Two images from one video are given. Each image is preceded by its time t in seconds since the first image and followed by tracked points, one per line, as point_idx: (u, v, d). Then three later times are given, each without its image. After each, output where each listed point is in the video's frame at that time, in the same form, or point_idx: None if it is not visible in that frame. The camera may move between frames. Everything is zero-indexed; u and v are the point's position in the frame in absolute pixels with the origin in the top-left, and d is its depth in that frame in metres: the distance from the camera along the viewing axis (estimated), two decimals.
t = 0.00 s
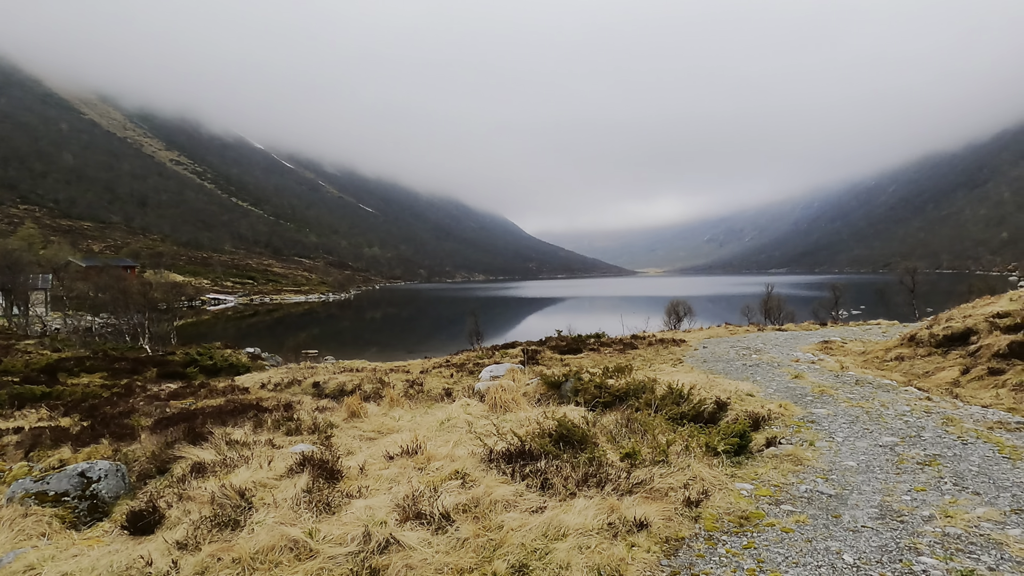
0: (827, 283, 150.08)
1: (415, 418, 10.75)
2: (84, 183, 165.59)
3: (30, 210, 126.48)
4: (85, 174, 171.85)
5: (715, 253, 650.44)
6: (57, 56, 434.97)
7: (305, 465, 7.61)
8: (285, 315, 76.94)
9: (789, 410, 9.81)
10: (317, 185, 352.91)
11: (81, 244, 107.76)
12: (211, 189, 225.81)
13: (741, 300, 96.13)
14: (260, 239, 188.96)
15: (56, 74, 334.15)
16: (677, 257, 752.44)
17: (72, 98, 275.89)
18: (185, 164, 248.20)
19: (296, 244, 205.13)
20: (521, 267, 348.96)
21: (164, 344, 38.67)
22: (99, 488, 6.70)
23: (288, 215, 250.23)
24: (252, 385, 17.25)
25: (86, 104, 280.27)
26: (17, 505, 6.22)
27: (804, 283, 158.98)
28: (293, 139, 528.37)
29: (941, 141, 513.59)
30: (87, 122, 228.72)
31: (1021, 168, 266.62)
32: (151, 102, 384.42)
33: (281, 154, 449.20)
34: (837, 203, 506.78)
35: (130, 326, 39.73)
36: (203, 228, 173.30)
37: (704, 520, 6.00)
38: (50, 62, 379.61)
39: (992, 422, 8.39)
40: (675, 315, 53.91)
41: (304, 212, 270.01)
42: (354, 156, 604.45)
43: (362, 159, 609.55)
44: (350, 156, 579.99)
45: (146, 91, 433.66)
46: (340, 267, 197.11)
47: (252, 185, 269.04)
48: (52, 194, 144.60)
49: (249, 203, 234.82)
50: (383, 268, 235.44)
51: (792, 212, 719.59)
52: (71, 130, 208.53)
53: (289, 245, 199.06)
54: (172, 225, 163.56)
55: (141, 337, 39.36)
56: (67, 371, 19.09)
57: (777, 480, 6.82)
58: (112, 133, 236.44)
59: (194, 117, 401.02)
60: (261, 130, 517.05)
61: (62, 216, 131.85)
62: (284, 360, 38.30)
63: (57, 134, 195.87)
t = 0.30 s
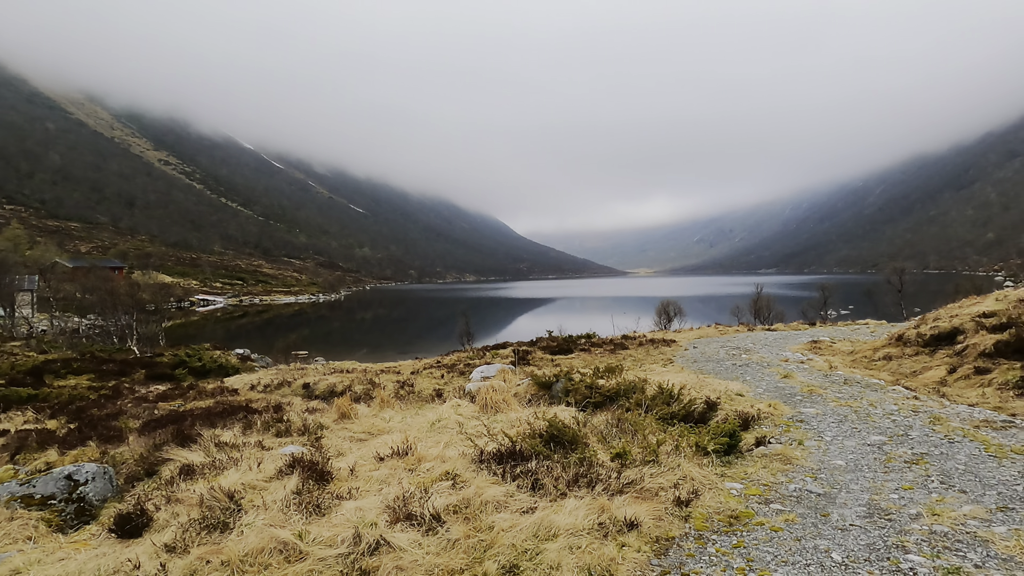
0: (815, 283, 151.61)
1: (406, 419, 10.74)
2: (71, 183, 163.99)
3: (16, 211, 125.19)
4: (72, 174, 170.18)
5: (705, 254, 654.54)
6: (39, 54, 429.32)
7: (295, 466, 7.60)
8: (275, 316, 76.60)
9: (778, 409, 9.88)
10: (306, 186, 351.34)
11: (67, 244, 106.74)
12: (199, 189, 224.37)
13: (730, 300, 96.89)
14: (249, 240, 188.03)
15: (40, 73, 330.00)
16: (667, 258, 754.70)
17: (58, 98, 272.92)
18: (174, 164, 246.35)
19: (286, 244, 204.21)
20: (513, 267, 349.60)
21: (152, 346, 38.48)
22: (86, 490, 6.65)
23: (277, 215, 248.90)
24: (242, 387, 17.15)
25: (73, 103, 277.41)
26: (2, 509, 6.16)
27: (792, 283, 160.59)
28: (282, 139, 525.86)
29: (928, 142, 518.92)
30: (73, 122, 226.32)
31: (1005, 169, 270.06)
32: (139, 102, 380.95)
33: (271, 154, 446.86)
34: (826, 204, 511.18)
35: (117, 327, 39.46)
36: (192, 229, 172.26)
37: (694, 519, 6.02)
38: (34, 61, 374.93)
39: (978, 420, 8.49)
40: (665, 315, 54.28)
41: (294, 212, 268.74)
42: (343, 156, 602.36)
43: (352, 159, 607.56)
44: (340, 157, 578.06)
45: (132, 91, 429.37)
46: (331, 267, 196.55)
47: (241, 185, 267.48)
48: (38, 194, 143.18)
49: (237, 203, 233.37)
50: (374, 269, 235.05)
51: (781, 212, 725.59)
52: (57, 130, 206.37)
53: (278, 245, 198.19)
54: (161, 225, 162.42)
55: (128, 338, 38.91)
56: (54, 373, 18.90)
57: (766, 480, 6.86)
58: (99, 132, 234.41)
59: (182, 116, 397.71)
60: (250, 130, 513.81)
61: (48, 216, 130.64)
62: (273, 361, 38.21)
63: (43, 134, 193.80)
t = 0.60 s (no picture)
0: (804, 283, 152.95)
1: (398, 420, 10.70)
2: (58, 183, 162.49)
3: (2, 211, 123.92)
4: (60, 174, 168.65)
5: (696, 254, 658.52)
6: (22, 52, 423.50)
7: (285, 467, 7.56)
8: (266, 317, 76.27)
9: (769, 409, 9.94)
10: (297, 186, 350.12)
11: (54, 245, 105.75)
12: (189, 189, 222.99)
13: (721, 300, 97.48)
14: (240, 240, 187.12)
15: (26, 72, 326.18)
16: (659, 258, 758.06)
17: (44, 97, 269.95)
18: (163, 164, 244.77)
19: (277, 245, 203.49)
20: (505, 267, 350.22)
21: (142, 347, 38.27)
22: (74, 493, 6.59)
23: (268, 216, 247.72)
24: (232, 388, 17.03)
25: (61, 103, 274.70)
26: None
27: (782, 283, 161.78)
28: (271, 139, 523.22)
29: (916, 142, 523.43)
30: (60, 121, 224.09)
31: (992, 169, 273.04)
32: (127, 102, 377.65)
33: (261, 155, 444.53)
34: (816, 204, 515.20)
35: (105, 328, 39.13)
36: (181, 229, 171.09)
37: (684, 519, 6.04)
38: (18, 59, 370.11)
39: (965, 419, 8.57)
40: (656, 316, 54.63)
41: (285, 212, 267.62)
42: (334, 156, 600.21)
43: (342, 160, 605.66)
44: (330, 157, 575.72)
45: (120, 89, 425.06)
46: (321, 267, 196.06)
47: (232, 185, 266.09)
48: (25, 194, 141.98)
49: (227, 203, 232.16)
50: (365, 269, 234.63)
51: (771, 213, 730.72)
52: (44, 130, 204.38)
53: (269, 246, 197.46)
54: (150, 226, 161.32)
55: (117, 339, 38.54)
56: (41, 374, 18.77)
57: (758, 480, 6.88)
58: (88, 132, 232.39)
59: (171, 116, 394.88)
60: (239, 130, 510.59)
61: (35, 217, 129.29)
62: (263, 362, 38.24)
63: (30, 134, 191.89)
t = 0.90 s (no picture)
0: (795, 283, 154.18)
1: (389, 420, 10.70)
2: (47, 183, 161.06)
3: None
4: (49, 173, 167.23)
5: (688, 254, 662.06)
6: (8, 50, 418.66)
7: (276, 469, 7.55)
8: (258, 317, 75.96)
9: (760, 408, 10.01)
10: (289, 186, 348.92)
11: (43, 245, 104.93)
12: (180, 189, 221.68)
13: (713, 300, 98.03)
14: (231, 240, 186.26)
15: (13, 70, 322.82)
16: (651, 258, 761.44)
17: (32, 95, 267.46)
18: (153, 164, 243.25)
19: (268, 245, 202.75)
20: (498, 267, 350.77)
21: (132, 347, 38.03)
22: (62, 496, 6.55)
23: (259, 216, 246.61)
24: (223, 389, 16.92)
25: (49, 102, 272.12)
26: None
27: (772, 283, 163.01)
28: (263, 139, 520.84)
29: (905, 142, 528.39)
30: (49, 120, 222.02)
31: (980, 169, 276.17)
32: (116, 101, 374.85)
33: (253, 155, 442.42)
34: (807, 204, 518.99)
35: (95, 329, 38.85)
36: (171, 229, 169.96)
37: (675, 518, 6.07)
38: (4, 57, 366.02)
39: (955, 418, 8.65)
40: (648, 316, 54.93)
41: (276, 212, 266.74)
42: (326, 155, 597.97)
43: (334, 159, 603.74)
44: (322, 156, 573.76)
45: (108, 88, 421.08)
46: (313, 267, 195.63)
47: (223, 185, 264.75)
48: (13, 194, 140.76)
49: (219, 203, 231.13)
50: (357, 269, 234.31)
51: (762, 213, 735.60)
52: (32, 129, 202.54)
53: (260, 246, 196.77)
54: (140, 226, 160.31)
55: (106, 341, 38.26)
56: (30, 375, 18.65)
57: (747, 478, 6.95)
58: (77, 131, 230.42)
59: (161, 115, 392.02)
60: (230, 130, 507.87)
61: (23, 216, 128.12)
62: (254, 362, 38.21)
63: (18, 133, 190.11)
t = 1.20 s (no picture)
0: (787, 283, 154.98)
1: (383, 420, 10.67)
2: (37, 182, 159.86)
3: None
4: (39, 173, 166.11)
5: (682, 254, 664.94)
6: None
7: (269, 469, 7.54)
8: (251, 318, 75.60)
9: (753, 408, 10.04)
10: (282, 186, 347.70)
11: (33, 245, 104.22)
12: (173, 189, 220.52)
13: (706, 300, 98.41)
14: (223, 240, 185.55)
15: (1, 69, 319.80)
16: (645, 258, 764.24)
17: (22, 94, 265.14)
18: (145, 163, 242.02)
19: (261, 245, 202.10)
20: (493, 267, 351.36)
21: (123, 347, 37.85)
22: (54, 496, 6.53)
23: (252, 216, 245.69)
24: (215, 390, 16.87)
25: (40, 101, 270.00)
26: None
27: (765, 283, 163.86)
28: (255, 139, 518.71)
29: (897, 143, 532.06)
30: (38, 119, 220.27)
31: (971, 170, 278.38)
32: (107, 100, 372.26)
33: (246, 154, 440.52)
34: (799, 204, 522.00)
35: (86, 330, 38.69)
36: (163, 229, 169.11)
37: (669, 518, 6.07)
38: None
39: (945, 417, 8.73)
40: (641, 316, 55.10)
41: (269, 212, 265.79)
42: (319, 154, 595.95)
43: (328, 159, 602.07)
44: (316, 156, 572.21)
45: (99, 87, 418.12)
46: (306, 267, 195.09)
47: (216, 185, 263.64)
48: (3, 193, 139.72)
49: (212, 203, 230.18)
50: (351, 269, 233.98)
51: (755, 213, 739.79)
52: (22, 128, 201.03)
53: (253, 246, 196.16)
54: (132, 226, 159.46)
55: (98, 341, 38.12)
56: (20, 376, 18.53)
57: (740, 478, 6.97)
58: (68, 130, 228.86)
59: (152, 114, 389.46)
60: (222, 129, 505.45)
61: (14, 216, 127.13)
62: (247, 362, 38.19)
63: (8, 133, 188.75)
